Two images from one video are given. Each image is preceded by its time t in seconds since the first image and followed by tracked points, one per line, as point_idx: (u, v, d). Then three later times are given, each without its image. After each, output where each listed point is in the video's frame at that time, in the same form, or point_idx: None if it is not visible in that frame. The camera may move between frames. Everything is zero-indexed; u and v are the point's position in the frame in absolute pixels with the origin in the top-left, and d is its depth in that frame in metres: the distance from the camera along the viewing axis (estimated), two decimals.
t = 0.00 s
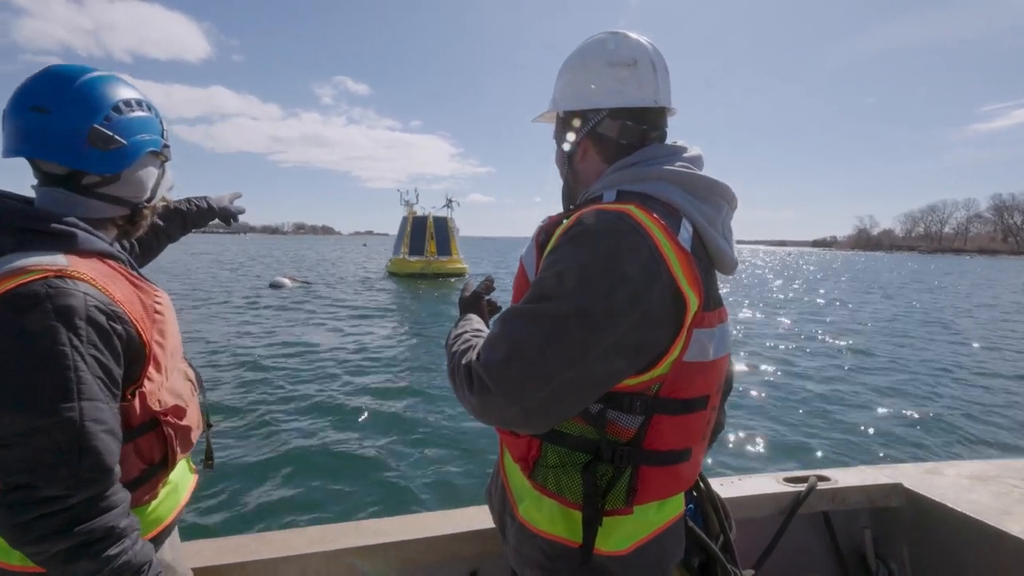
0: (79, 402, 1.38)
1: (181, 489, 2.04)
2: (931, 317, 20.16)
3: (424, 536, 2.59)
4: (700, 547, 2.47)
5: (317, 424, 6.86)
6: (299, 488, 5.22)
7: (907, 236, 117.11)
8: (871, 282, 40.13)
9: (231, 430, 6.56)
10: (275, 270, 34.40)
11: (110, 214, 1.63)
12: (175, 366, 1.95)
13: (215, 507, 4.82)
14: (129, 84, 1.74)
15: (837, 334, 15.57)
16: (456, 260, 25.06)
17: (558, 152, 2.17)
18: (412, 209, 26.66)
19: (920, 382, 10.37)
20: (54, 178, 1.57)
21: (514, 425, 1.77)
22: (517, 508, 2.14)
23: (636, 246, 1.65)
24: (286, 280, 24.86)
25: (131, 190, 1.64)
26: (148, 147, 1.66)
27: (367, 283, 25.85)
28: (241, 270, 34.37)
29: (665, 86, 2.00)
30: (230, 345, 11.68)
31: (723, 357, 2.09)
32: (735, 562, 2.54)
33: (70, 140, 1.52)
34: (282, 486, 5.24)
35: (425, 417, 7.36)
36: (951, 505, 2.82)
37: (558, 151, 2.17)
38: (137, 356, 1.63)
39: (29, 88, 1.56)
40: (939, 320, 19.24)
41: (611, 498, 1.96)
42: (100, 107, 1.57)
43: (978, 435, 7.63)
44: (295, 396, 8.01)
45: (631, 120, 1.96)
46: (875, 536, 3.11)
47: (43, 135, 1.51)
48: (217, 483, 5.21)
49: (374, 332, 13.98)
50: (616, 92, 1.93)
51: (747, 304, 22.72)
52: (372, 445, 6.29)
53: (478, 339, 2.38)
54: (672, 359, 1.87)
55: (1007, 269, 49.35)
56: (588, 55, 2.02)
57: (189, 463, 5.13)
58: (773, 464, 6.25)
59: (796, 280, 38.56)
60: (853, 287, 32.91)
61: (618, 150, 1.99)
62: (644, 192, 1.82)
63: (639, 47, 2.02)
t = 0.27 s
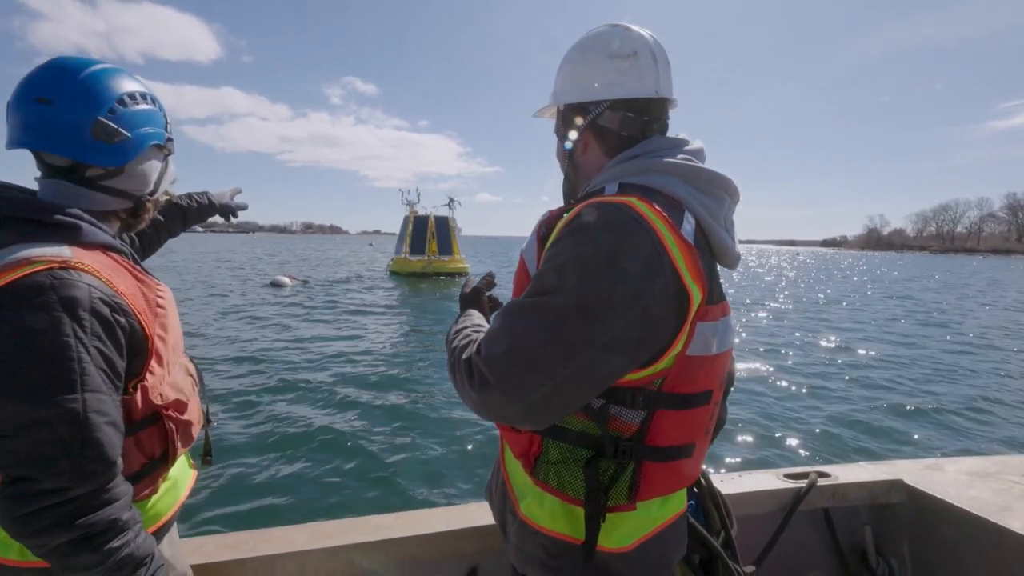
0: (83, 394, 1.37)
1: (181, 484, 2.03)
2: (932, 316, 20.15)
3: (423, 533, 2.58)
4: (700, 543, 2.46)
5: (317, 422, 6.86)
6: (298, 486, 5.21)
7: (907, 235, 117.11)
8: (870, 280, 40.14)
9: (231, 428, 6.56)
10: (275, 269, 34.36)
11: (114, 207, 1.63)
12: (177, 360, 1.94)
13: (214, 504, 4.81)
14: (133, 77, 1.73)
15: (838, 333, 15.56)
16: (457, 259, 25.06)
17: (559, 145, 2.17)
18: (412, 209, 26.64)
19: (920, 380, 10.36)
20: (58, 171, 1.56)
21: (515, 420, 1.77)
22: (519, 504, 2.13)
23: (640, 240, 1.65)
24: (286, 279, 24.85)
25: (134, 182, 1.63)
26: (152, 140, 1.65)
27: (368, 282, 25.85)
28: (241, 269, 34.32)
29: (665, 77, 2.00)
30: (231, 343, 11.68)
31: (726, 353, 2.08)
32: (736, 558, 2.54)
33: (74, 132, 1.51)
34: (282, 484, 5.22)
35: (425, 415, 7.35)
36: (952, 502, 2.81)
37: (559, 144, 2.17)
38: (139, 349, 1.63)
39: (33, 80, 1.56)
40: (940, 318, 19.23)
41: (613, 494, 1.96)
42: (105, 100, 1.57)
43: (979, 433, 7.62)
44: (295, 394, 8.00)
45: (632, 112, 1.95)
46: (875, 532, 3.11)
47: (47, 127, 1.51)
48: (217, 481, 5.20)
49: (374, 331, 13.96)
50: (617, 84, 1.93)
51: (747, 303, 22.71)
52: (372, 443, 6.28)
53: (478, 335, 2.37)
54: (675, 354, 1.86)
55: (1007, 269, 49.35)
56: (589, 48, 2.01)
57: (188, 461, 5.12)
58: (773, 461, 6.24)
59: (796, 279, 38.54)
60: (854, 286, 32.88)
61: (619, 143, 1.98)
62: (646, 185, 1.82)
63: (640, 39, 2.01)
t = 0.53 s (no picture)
0: (94, 392, 1.39)
1: (187, 483, 2.05)
2: (934, 315, 20.10)
3: (424, 531, 2.59)
4: (701, 540, 2.47)
5: (318, 420, 6.87)
6: (299, 484, 5.22)
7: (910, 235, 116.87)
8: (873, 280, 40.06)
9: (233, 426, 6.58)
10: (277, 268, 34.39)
11: (120, 205, 1.64)
12: (183, 358, 1.95)
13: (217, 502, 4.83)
14: (139, 75, 1.74)
15: (839, 333, 15.55)
16: (459, 258, 25.06)
17: (564, 143, 2.17)
18: (415, 207, 26.65)
19: (922, 378, 10.34)
20: (65, 169, 1.57)
21: (519, 420, 1.78)
22: (520, 504, 2.14)
23: (645, 240, 1.66)
24: (288, 277, 24.87)
25: (141, 181, 1.64)
26: (158, 138, 1.66)
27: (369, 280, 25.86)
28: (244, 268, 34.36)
29: (672, 76, 2.00)
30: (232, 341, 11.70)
31: (729, 353, 2.09)
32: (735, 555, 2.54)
33: (81, 132, 1.52)
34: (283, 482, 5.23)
35: (426, 414, 7.37)
36: (949, 498, 2.82)
37: (564, 142, 2.17)
38: (148, 348, 1.64)
39: (39, 79, 1.56)
40: (943, 318, 19.17)
41: (616, 494, 1.97)
42: (111, 98, 1.57)
43: (980, 432, 7.61)
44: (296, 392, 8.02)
45: (637, 110, 1.96)
46: (873, 529, 3.12)
47: (54, 126, 1.52)
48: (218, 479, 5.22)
49: (376, 329, 13.98)
50: (623, 82, 1.93)
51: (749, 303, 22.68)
52: (373, 441, 6.30)
53: (481, 333, 2.38)
54: (679, 355, 1.87)
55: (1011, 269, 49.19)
56: (595, 45, 2.01)
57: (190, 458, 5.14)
58: (774, 459, 6.24)
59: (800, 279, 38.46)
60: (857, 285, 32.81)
61: (624, 141, 1.99)
62: (652, 184, 1.83)
63: (646, 37, 2.01)
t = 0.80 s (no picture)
0: (100, 401, 1.41)
1: (191, 485, 2.07)
2: (934, 313, 20.12)
3: (425, 532, 2.61)
4: (699, 540, 2.49)
5: (319, 420, 6.89)
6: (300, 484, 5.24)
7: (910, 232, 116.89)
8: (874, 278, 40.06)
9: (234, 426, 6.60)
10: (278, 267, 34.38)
11: (123, 213, 1.65)
12: (186, 363, 1.97)
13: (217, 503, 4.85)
14: (140, 82, 1.75)
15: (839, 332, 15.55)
16: (460, 257, 25.06)
17: (565, 147, 2.19)
18: (415, 206, 26.64)
19: (921, 377, 10.37)
20: (68, 178, 1.59)
21: (520, 423, 1.80)
22: (519, 505, 2.16)
23: (643, 246, 1.67)
24: (289, 276, 24.88)
25: (143, 189, 1.65)
26: (160, 146, 1.67)
27: (370, 279, 25.86)
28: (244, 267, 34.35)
29: (674, 84, 2.02)
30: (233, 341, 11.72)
31: (727, 357, 2.10)
32: (732, 554, 2.56)
33: (84, 141, 1.53)
34: (283, 482, 5.25)
35: (426, 413, 7.39)
36: (944, 496, 2.84)
37: (565, 146, 2.19)
38: (151, 355, 1.66)
39: (42, 88, 1.58)
40: (942, 317, 19.20)
41: (614, 497, 1.99)
42: (113, 107, 1.58)
43: (979, 430, 7.63)
44: (296, 392, 8.04)
45: (639, 117, 1.97)
46: (870, 528, 3.14)
47: (57, 135, 1.53)
48: (219, 480, 5.23)
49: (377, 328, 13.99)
50: (625, 89, 1.95)
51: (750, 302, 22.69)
52: (373, 440, 6.31)
53: (482, 336, 2.39)
54: (677, 360, 1.89)
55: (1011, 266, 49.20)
56: (598, 51, 2.03)
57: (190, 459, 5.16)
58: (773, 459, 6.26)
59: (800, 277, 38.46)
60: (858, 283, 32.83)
61: (625, 147, 2.00)
62: (653, 190, 1.84)
63: (649, 43, 2.03)
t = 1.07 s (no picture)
0: (101, 413, 1.43)
1: (189, 492, 2.07)
2: (934, 313, 20.16)
3: (423, 537, 2.62)
4: (696, 544, 2.50)
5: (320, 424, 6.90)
6: (300, 489, 5.25)
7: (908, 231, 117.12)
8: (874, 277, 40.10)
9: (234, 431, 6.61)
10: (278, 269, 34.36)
11: (118, 225, 1.67)
12: (184, 372, 1.98)
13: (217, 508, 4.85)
14: (134, 94, 1.76)
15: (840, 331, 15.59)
16: (461, 257, 25.05)
17: (560, 154, 2.20)
18: (415, 207, 26.63)
19: (921, 378, 10.39)
20: (63, 191, 1.60)
21: (516, 429, 1.80)
22: (516, 510, 2.17)
23: (637, 252, 1.69)
24: (289, 278, 24.88)
25: (137, 201, 1.67)
26: (154, 158, 1.69)
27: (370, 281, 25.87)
28: (245, 268, 34.33)
29: (666, 94, 2.03)
30: (234, 344, 11.73)
31: (720, 361, 2.12)
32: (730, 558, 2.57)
33: (78, 155, 1.55)
34: (283, 486, 5.25)
35: (425, 417, 7.39)
36: (942, 498, 2.85)
37: (559, 153, 2.20)
38: (150, 366, 1.67)
39: (35, 102, 1.58)
40: (942, 316, 19.24)
41: (609, 501, 2.00)
42: (107, 121, 1.60)
43: (979, 432, 7.65)
44: (296, 396, 8.04)
45: (631, 126, 1.99)
46: (868, 529, 3.15)
47: (51, 150, 1.54)
48: (219, 485, 5.24)
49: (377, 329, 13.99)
50: (618, 98, 1.96)
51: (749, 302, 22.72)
52: (373, 445, 6.31)
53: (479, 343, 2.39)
54: (670, 365, 1.90)
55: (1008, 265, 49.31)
56: (591, 60, 2.04)
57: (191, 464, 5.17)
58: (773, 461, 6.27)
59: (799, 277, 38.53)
60: (857, 282, 32.86)
61: (619, 155, 2.02)
62: (646, 198, 1.85)
63: (641, 54, 2.05)
